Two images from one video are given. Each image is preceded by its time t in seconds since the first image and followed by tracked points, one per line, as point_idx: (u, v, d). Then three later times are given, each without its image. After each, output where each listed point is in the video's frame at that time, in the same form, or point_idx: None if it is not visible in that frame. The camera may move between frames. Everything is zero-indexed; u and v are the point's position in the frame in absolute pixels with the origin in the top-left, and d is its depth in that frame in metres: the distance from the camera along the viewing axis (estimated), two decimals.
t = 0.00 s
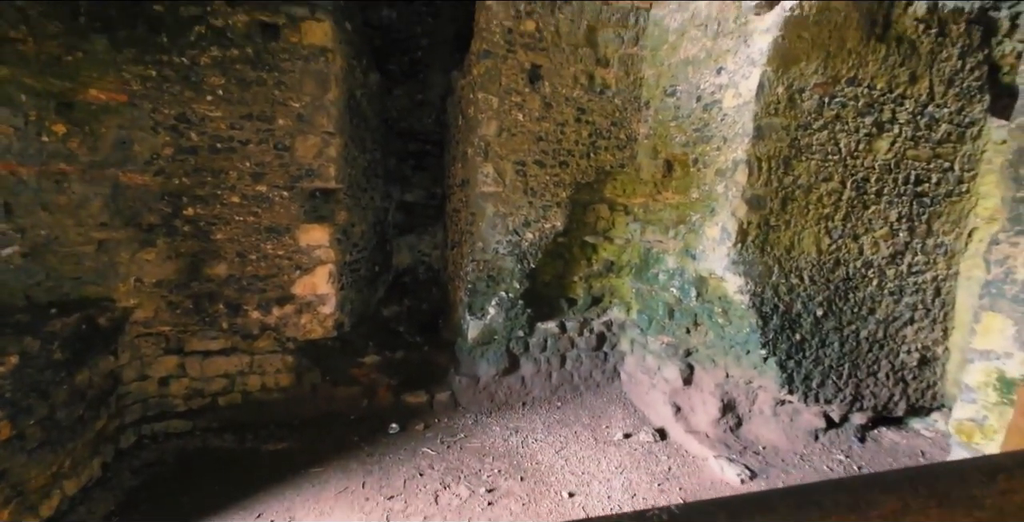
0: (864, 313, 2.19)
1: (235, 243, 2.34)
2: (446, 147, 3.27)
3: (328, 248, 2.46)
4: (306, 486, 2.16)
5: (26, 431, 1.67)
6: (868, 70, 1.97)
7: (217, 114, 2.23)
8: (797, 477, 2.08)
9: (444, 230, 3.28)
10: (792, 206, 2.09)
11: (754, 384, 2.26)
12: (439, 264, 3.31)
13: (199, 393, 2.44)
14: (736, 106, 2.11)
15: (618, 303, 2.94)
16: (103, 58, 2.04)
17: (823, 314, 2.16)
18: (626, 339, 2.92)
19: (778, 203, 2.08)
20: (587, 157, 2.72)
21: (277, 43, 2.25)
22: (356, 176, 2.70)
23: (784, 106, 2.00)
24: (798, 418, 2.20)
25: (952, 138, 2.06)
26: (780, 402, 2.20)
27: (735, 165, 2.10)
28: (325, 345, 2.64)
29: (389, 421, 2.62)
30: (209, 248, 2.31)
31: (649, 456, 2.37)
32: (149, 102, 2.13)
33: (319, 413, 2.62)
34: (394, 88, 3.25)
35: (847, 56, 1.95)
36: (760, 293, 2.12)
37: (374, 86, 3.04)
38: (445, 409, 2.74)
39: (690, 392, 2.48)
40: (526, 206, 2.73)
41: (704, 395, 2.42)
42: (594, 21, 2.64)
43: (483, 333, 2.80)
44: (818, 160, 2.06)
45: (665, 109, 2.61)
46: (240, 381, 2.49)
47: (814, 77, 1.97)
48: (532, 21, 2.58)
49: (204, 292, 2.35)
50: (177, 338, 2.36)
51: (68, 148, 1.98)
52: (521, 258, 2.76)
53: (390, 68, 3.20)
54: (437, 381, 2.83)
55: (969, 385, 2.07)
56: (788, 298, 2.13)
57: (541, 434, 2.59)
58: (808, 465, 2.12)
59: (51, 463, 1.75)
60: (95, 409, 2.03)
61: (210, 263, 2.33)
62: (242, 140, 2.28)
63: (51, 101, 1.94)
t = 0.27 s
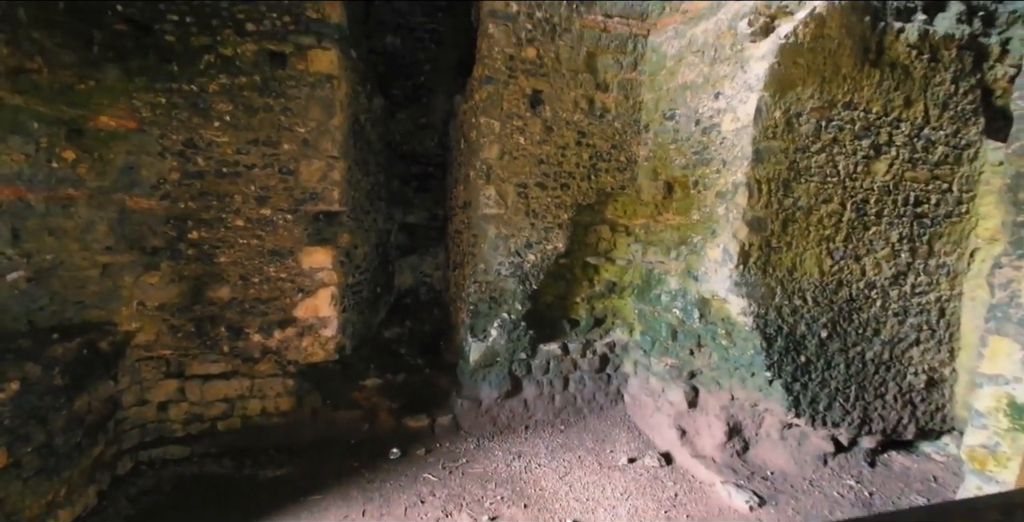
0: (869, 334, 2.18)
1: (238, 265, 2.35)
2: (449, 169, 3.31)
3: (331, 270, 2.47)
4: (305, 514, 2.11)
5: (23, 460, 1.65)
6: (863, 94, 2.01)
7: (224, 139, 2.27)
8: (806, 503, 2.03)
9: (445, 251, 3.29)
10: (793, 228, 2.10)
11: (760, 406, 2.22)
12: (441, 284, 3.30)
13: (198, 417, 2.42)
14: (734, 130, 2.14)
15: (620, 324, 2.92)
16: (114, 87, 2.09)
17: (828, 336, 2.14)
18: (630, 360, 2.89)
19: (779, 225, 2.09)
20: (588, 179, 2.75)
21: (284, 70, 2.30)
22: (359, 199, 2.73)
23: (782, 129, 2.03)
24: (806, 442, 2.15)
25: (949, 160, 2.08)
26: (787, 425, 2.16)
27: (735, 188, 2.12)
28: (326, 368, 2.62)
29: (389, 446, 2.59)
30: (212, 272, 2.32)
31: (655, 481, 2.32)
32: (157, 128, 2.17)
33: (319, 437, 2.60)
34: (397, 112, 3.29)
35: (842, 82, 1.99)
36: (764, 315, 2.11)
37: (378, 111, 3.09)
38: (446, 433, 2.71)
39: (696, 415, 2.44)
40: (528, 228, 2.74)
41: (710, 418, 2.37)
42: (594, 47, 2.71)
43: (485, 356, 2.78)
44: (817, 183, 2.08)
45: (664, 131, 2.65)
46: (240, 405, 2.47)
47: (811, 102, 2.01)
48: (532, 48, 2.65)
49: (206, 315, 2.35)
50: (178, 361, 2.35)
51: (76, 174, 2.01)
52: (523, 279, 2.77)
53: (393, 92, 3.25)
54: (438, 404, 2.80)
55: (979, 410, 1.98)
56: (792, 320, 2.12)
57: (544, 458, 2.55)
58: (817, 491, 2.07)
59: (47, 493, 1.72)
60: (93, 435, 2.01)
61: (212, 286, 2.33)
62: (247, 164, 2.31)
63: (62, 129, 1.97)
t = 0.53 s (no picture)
0: (877, 368, 2.15)
1: (242, 301, 2.37)
2: (452, 202, 3.34)
3: (334, 304, 2.47)
4: None
5: (16, 504, 1.63)
6: (856, 131, 2.06)
7: (233, 177, 2.33)
8: None
9: (448, 284, 3.30)
10: (794, 260, 2.11)
11: (770, 442, 2.16)
12: (444, 317, 3.29)
13: (195, 457, 2.38)
14: (732, 165, 2.18)
15: (625, 357, 2.88)
16: (130, 129, 2.17)
17: (835, 369, 2.12)
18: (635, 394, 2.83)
19: (780, 258, 2.11)
20: (589, 212, 2.78)
21: (293, 111, 2.38)
22: (363, 234, 2.76)
23: (779, 165, 2.07)
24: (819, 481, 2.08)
25: (945, 193, 2.11)
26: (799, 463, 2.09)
27: (735, 222, 2.14)
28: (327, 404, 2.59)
29: (390, 485, 2.59)
30: (216, 308, 2.33)
31: None
32: (169, 167, 2.24)
33: (321, 476, 2.59)
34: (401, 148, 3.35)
35: (834, 119, 2.05)
36: (769, 349, 2.10)
37: (382, 147, 3.17)
38: (449, 471, 2.69)
39: (704, 452, 2.38)
40: (530, 261, 2.76)
41: (719, 455, 2.31)
42: (592, 86, 2.80)
43: (488, 391, 2.75)
44: (816, 216, 2.10)
45: (663, 166, 2.70)
46: (238, 444, 2.44)
47: (806, 138, 2.06)
48: (533, 88, 2.74)
49: (208, 351, 2.34)
50: (178, 399, 2.33)
51: (88, 214, 2.05)
52: (526, 312, 2.76)
53: (398, 129, 3.33)
54: (441, 442, 2.78)
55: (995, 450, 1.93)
56: (798, 353, 2.11)
57: (549, 498, 2.52)
58: None
59: None
60: (89, 477, 1.97)
61: (216, 322, 2.34)
62: (254, 202, 2.36)
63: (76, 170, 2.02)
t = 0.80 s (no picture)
0: (890, 406, 2.10)
1: (244, 341, 2.37)
2: (454, 240, 3.38)
3: (336, 344, 2.46)
4: None
5: None
6: (850, 169, 2.11)
7: (240, 218, 2.38)
8: None
9: (451, 321, 3.28)
10: (798, 297, 2.11)
11: (785, 486, 2.07)
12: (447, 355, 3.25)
13: (189, 505, 2.32)
14: (731, 204, 2.21)
15: (631, 396, 2.82)
16: (142, 173, 2.24)
17: (847, 409, 2.07)
18: (642, 435, 2.76)
19: (783, 295, 2.10)
20: (591, 249, 2.81)
21: (301, 155, 2.45)
22: (366, 272, 2.78)
23: (776, 203, 2.11)
24: None
25: (943, 229, 2.13)
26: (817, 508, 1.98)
27: (736, 260, 2.15)
28: (326, 447, 2.54)
29: None
30: (217, 349, 2.33)
31: None
32: (178, 210, 2.29)
33: None
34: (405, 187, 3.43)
35: (828, 158, 2.10)
36: (778, 388, 2.06)
37: (387, 187, 3.24)
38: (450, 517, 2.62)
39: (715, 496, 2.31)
40: (533, 298, 2.76)
41: (732, 500, 2.23)
42: (591, 127, 2.89)
43: (491, 432, 2.69)
44: (817, 253, 2.12)
45: (662, 203, 2.75)
46: (234, 491, 2.38)
47: (801, 177, 2.10)
48: (533, 130, 2.83)
49: (207, 394, 2.32)
50: (175, 443, 2.29)
51: (96, 256, 2.08)
52: (530, 350, 2.74)
53: (402, 169, 3.42)
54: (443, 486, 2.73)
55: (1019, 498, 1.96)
56: (808, 392, 2.07)
57: None
58: None
59: None
60: None
61: (217, 363, 2.33)
62: (260, 242, 2.39)
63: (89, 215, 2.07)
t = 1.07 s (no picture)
0: (903, 442, 2.04)
1: (244, 378, 2.35)
2: (457, 272, 3.38)
3: (338, 380, 2.44)
4: None
5: None
6: (847, 202, 2.14)
7: (245, 255, 2.41)
8: None
9: (454, 355, 3.26)
10: (802, 329, 2.10)
11: None
12: (449, 388, 3.21)
13: None
14: (730, 237, 2.24)
15: (637, 431, 2.74)
16: (151, 212, 2.29)
17: (859, 445, 2.02)
18: (650, 471, 2.67)
19: (787, 327, 2.09)
20: (593, 281, 2.82)
21: (307, 192, 2.50)
22: (369, 307, 2.78)
23: (776, 235, 2.13)
24: None
25: (944, 259, 2.14)
26: None
27: (738, 292, 2.16)
28: (325, 488, 2.48)
29: None
30: (217, 386, 2.32)
31: None
32: (185, 247, 2.33)
33: None
34: (408, 221, 3.48)
35: (825, 191, 2.14)
36: (787, 423, 2.02)
37: (390, 221, 3.28)
38: None
39: None
40: (535, 331, 2.75)
41: None
42: (591, 163, 2.95)
43: (494, 470, 2.62)
44: (818, 285, 2.12)
45: (663, 236, 2.77)
46: None
47: (799, 209, 2.13)
48: (534, 166, 2.90)
49: (206, 433, 2.29)
50: (170, 484, 2.24)
51: (102, 295, 2.10)
52: (533, 385, 2.70)
53: (405, 204, 3.48)
54: None
55: None
56: (818, 427, 2.02)
57: None
58: None
59: None
60: None
61: (217, 401, 2.32)
62: (264, 278, 2.41)
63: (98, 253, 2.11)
